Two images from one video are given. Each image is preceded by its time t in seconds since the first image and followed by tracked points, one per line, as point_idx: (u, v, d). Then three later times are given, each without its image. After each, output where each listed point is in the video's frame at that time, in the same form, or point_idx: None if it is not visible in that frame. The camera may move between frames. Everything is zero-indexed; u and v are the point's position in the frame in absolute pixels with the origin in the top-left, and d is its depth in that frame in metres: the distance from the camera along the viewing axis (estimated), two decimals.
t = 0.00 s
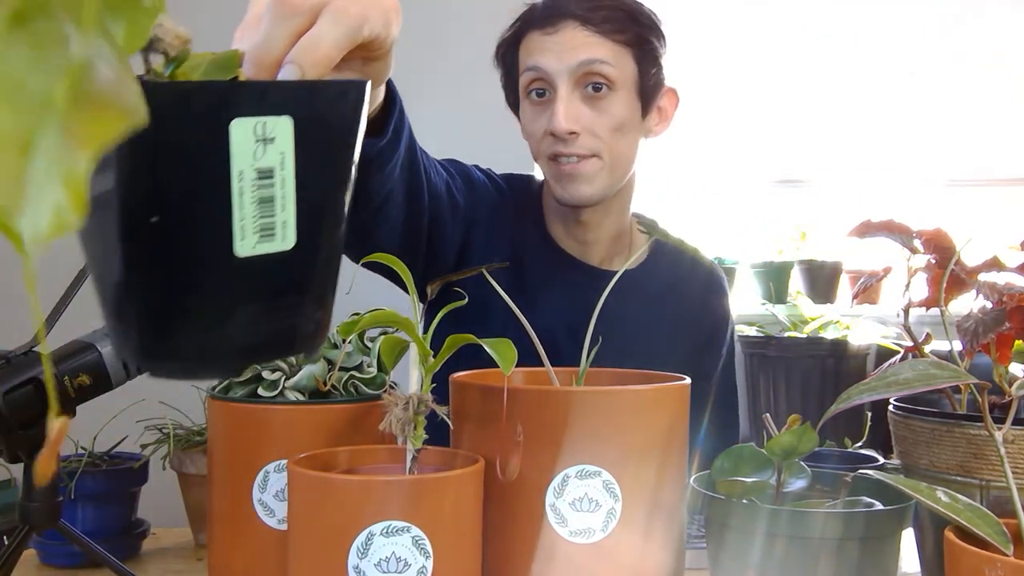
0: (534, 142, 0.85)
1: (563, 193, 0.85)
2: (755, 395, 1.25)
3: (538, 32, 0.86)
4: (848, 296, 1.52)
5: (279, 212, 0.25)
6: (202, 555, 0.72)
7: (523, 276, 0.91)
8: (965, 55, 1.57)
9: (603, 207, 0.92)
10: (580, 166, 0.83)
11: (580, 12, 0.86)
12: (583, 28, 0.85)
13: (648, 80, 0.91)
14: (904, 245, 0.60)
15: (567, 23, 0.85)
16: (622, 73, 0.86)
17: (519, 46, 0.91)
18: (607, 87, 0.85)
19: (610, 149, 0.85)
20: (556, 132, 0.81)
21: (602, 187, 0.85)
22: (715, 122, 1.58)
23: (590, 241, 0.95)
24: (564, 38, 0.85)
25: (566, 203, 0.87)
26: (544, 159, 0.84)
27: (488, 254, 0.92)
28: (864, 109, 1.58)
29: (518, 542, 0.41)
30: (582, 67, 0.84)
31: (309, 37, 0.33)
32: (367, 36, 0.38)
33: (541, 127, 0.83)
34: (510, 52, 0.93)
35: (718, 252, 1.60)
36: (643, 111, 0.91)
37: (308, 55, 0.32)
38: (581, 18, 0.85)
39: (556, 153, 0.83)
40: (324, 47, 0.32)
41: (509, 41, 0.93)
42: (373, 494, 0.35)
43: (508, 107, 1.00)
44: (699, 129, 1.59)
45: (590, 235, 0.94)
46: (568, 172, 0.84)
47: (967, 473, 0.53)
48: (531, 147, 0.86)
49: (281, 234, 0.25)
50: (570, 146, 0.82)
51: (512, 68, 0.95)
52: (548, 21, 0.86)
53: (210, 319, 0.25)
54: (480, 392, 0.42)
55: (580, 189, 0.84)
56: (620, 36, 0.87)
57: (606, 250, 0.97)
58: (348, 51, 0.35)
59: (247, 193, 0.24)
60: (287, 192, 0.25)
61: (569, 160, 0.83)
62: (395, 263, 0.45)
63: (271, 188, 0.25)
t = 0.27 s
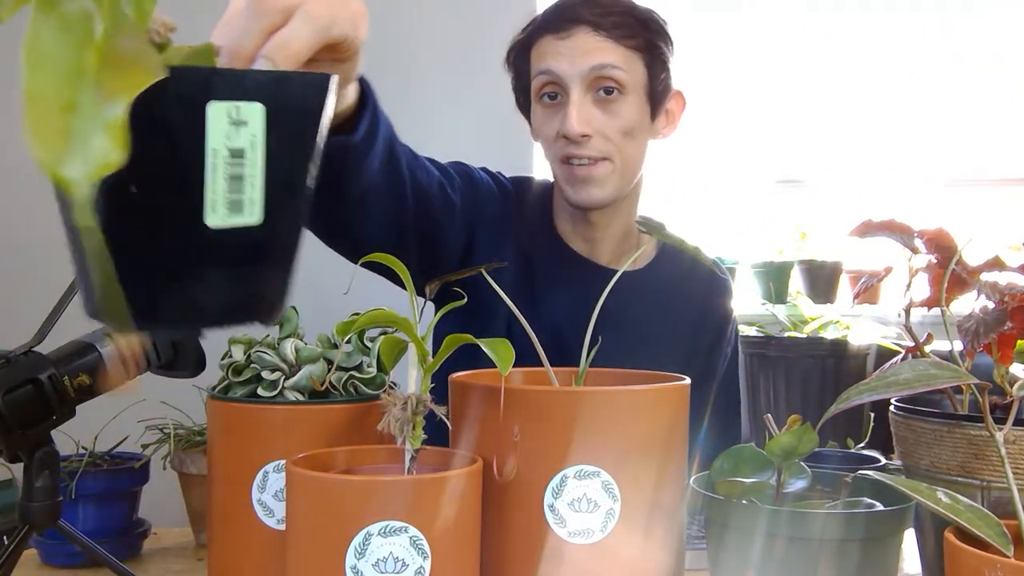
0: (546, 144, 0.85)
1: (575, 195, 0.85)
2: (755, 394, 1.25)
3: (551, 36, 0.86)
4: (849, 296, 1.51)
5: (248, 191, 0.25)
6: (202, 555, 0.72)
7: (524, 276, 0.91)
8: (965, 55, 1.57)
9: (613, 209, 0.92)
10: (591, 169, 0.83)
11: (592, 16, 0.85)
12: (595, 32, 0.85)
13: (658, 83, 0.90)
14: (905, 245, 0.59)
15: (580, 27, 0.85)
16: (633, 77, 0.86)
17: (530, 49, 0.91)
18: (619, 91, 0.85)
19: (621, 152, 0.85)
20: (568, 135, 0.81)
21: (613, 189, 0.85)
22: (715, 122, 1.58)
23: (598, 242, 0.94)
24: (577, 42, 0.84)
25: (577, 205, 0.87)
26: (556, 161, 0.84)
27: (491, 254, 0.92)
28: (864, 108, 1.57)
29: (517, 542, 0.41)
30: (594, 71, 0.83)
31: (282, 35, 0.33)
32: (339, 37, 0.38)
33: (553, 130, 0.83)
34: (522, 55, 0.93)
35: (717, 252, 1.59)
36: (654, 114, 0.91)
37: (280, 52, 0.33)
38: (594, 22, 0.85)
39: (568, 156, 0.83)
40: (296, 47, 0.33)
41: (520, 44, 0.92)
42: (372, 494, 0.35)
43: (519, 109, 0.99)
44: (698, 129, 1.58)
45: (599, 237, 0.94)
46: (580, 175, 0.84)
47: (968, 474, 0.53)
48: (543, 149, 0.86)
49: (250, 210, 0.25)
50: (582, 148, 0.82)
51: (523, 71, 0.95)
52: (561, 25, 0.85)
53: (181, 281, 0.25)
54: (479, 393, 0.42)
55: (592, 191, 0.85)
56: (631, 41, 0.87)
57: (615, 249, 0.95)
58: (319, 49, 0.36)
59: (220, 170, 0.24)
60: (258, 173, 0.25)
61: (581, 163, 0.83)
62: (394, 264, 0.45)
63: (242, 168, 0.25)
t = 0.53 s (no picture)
0: (545, 144, 0.84)
1: (572, 191, 0.85)
2: (755, 395, 1.25)
3: (550, 39, 0.85)
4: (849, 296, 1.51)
5: (237, 140, 0.42)
6: (202, 555, 0.72)
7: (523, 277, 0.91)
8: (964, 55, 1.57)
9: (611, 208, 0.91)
10: (590, 168, 0.83)
11: (590, 20, 0.85)
12: (593, 36, 0.85)
13: (654, 85, 0.90)
14: (904, 245, 0.59)
15: (578, 31, 0.85)
16: (630, 79, 0.86)
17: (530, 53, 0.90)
18: (616, 92, 0.84)
19: (619, 151, 0.84)
20: (568, 134, 0.80)
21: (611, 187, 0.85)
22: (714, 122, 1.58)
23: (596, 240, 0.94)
24: (575, 45, 0.84)
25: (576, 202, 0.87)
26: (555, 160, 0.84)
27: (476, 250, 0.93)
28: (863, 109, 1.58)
29: (518, 542, 0.41)
30: (592, 72, 0.83)
31: (256, 24, 0.48)
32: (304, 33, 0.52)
33: (552, 130, 0.82)
34: (522, 59, 0.93)
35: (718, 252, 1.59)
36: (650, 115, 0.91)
37: (257, 35, 0.48)
38: (592, 26, 0.85)
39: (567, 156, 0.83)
40: (267, 32, 0.48)
41: (521, 49, 0.92)
42: (372, 494, 0.35)
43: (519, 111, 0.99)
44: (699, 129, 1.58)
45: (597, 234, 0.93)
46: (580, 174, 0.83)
47: (968, 474, 0.53)
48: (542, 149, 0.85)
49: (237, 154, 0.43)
50: (580, 147, 0.82)
51: (523, 74, 0.94)
52: (560, 29, 0.85)
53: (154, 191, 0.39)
54: (479, 393, 0.42)
55: (589, 189, 0.85)
56: (628, 44, 0.87)
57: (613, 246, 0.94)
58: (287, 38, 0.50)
59: (220, 120, 0.41)
60: (243, 123, 0.42)
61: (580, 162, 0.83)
62: (394, 264, 0.45)
63: (235, 120, 0.41)
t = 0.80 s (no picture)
0: (528, 139, 0.84)
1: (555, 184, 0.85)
2: (755, 395, 1.25)
3: (532, 37, 0.85)
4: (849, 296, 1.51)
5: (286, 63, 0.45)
6: (202, 555, 0.72)
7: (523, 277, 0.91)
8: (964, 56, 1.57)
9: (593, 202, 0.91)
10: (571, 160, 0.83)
11: (570, 18, 0.85)
12: (574, 33, 0.84)
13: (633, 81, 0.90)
14: (905, 245, 0.59)
15: (560, 29, 0.84)
16: (611, 74, 0.85)
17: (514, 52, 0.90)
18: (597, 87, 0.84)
19: (600, 144, 0.84)
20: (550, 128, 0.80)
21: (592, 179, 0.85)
22: (713, 122, 1.58)
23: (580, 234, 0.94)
24: (557, 42, 0.83)
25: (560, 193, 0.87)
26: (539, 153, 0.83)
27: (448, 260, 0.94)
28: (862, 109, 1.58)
29: (518, 542, 0.41)
30: (574, 67, 0.82)
31: None
32: None
33: (535, 125, 0.82)
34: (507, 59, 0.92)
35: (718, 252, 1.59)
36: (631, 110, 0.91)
37: None
38: (573, 23, 0.84)
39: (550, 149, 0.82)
40: None
41: (507, 48, 0.92)
42: (371, 494, 0.35)
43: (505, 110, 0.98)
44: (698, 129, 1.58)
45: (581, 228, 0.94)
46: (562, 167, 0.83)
47: (968, 474, 0.53)
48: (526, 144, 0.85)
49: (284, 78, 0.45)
50: (562, 140, 0.82)
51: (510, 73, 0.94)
52: (541, 27, 0.85)
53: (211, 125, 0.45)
54: (479, 392, 0.42)
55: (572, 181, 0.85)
56: (608, 41, 0.86)
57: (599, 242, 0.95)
58: None
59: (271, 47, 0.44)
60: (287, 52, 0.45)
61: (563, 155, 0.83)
62: (394, 264, 0.45)
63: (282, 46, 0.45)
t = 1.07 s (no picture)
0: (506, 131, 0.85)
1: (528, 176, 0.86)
2: (755, 395, 1.25)
3: (514, 32, 0.86)
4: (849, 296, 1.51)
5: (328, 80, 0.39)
6: (202, 555, 0.72)
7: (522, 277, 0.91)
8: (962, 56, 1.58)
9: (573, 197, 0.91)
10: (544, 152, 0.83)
11: (553, 13, 0.86)
12: (554, 28, 0.85)
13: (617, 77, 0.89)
14: (904, 245, 0.60)
15: (541, 24, 0.85)
16: (589, 68, 0.85)
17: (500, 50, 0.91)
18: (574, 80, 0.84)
19: (574, 137, 0.83)
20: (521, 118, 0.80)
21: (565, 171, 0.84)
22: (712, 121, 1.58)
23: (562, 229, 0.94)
24: (537, 36, 0.84)
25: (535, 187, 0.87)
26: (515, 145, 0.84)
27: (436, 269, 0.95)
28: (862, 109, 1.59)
29: (518, 542, 0.41)
30: (550, 60, 0.82)
31: None
32: None
33: (512, 117, 0.83)
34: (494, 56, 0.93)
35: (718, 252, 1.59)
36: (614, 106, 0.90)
37: None
38: (553, 18, 0.85)
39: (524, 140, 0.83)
40: None
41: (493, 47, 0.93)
42: (372, 494, 0.35)
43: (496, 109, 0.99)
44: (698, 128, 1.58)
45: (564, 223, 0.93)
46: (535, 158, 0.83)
47: (967, 473, 0.53)
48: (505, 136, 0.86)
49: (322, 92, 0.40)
50: (535, 131, 0.82)
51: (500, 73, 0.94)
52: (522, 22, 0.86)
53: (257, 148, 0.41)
54: (479, 392, 0.42)
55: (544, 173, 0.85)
56: (587, 36, 0.86)
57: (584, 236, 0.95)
58: None
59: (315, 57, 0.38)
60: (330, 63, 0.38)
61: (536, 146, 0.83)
62: (394, 264, 0.45)
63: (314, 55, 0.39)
